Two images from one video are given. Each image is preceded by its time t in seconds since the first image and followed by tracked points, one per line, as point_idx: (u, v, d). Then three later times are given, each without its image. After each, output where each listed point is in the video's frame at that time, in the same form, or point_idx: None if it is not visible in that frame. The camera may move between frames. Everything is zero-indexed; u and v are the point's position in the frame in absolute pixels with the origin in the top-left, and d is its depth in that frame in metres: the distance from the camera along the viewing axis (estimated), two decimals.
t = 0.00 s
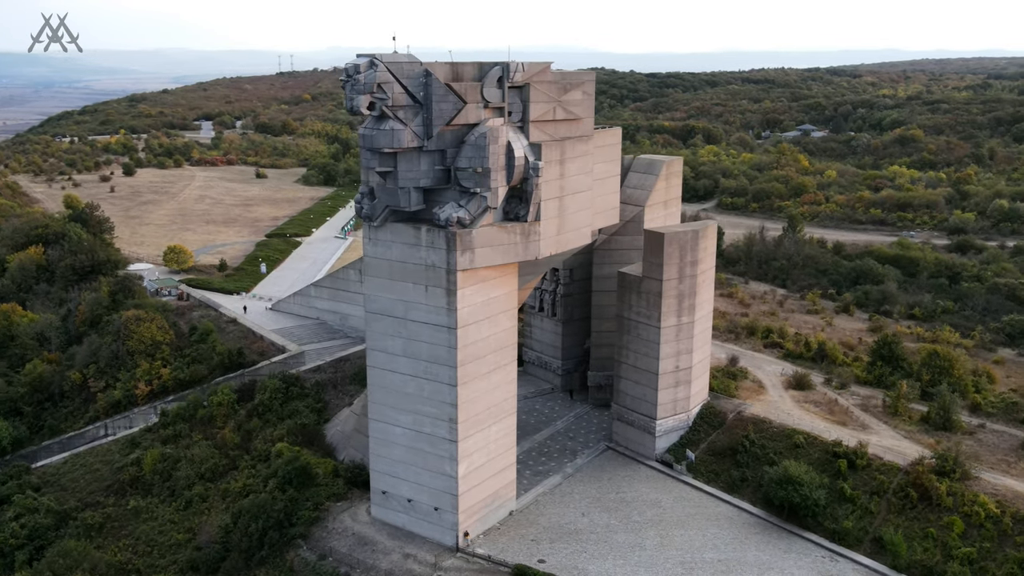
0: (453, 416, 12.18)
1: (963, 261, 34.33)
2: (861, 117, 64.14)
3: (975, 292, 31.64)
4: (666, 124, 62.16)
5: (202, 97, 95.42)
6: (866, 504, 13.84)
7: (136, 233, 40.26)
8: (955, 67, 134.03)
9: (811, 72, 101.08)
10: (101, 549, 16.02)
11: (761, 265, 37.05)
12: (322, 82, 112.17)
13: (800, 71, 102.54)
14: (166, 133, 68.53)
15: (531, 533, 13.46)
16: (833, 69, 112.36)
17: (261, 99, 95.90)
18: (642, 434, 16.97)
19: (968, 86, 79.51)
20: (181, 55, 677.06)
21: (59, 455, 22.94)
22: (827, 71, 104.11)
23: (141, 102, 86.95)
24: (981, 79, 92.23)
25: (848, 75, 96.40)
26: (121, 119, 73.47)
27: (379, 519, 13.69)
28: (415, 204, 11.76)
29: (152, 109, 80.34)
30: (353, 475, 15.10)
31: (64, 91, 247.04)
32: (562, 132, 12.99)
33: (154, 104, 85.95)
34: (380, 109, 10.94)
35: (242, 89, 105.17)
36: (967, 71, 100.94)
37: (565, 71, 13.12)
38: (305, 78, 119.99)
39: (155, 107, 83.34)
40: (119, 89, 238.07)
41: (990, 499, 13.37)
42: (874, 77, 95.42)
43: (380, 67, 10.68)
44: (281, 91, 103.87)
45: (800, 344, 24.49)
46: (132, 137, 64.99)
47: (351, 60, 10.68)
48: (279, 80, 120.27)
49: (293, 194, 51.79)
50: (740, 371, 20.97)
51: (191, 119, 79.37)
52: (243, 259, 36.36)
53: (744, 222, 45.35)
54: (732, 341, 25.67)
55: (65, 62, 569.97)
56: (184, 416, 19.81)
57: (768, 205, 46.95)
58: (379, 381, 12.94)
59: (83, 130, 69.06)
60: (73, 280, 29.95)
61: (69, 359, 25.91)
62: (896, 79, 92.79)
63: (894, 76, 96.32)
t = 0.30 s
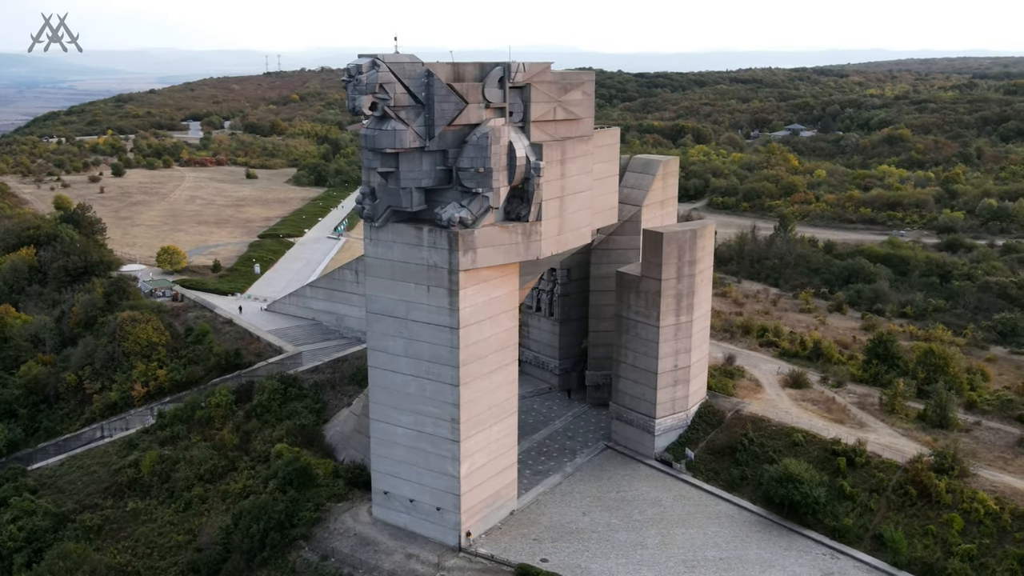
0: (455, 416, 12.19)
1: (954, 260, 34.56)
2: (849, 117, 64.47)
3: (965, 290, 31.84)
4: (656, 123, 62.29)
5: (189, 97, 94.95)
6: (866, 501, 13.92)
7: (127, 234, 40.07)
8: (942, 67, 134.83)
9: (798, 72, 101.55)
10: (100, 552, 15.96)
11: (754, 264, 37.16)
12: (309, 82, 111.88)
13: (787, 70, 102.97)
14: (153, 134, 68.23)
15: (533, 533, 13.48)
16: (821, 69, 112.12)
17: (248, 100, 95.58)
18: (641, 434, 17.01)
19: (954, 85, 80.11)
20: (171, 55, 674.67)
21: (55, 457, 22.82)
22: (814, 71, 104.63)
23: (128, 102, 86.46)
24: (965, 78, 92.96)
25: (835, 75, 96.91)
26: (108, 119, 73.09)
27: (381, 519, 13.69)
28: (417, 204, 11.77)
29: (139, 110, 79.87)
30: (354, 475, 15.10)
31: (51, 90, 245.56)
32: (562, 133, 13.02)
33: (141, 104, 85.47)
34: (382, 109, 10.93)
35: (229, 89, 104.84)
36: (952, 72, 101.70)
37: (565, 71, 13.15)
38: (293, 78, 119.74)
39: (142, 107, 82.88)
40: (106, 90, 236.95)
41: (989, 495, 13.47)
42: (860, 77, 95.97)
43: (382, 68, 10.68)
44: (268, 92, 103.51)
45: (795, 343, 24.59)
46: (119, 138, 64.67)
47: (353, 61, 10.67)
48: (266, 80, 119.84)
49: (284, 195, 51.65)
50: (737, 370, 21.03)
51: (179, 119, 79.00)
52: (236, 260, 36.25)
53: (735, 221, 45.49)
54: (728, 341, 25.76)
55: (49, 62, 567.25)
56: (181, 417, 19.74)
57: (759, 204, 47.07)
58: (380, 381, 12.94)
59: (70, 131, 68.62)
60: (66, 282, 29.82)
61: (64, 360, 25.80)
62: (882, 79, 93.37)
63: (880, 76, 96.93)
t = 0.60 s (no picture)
0: (460, 415, 12.20)
1: (949, 259, 34.67)
2: (842, 116, 64.66)
3: (961, 289, 31.95)
4: (650, 123, 62.34)
5: (181, 98, 94.67)
6: (869, 499, 13.96)
7: (123, 235, 39.98)
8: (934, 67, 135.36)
9: (790, 72, 101.84)
10: (103, 553, 15.92)
11: (750, 263, 37.20)
12: (302, 82, 111.78)
13: (779, 70, 103.24)
14: (146, 134, 68.05)
15: (537, 532, 13.50)
16: (813, 69, 111.81)
17: (241, 99, 95.43)
18: (643, 433, 17.04)
19: (945, 85, 80.44)
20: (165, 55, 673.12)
21: (55, 458, 22.76)
22: (805, 71, 104.96)
23: (120, 102, 86.27)
24: (956, 78, 93.40)
25: (826, 76, 97.23)
26: (101, 120, 72.89)
27: (385, 519, 13.69)
28: (422, 204, 11.77)
29: (131, 110, 79.59)
30: (357, 476, 15.11)
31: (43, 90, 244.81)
32: (566, 132, 13.08)
33: (133, 104, 85.22)
34: (388, 109, 10.94)
35: (221, 89, 104.64)
36: (942, 72, 102.05)
37: (569, 71, 13.21)
38: (285, 78, 119.67)
39: (134, 107, 82.68)
40: (98, 89, 236.36)
41: (992, 493, 13.53)
42: (852, 77, 96.29)
43: (388, 68, 10.69)
44: (261, 92, 103.30)
45: (795, 342, 24.64)
46: (112, 138, 64.49)
47: (358, 61, 10.67)
48: (258, 80, 119.57)
49: (279, 195, 51.58)
50: (738, 369, 21.08)
51: (171, 120, 78.82)
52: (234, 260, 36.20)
53: (730, 221, 45.56)
54: (727, 340, 25.81)
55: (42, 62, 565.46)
56: (182, 418, 19.71)
57: (753, 203, 47.08)
58: (385, 381, 12.95)
59: (62, 131, 68.40)
60: (63, 283, 29.76)
61: (63, 361, 25.75)
62: (874, 79, 93.70)
63: (871, 76, 97.27)
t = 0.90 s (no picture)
0: (466, 415, 12.21)
1: (944, 258, 34.78)
2: (834, 116, 64.87)
3: (957, 288, 32.06)
4: (643, 123, 62.37)
5: (173, 98, 94.41)
6: (872, 497, 14.02)
7: (118, 235, 39.88)
8: (924, 67, 135.95)
9: (781, 72, 102.13)
10: (105, 554, 15.87)
11: (746, 263, 37.26)
12: (293, 82, 111.66)
13: (770, 71, 103.52)
14: (138, 134, 67.88)
15: (542, 531, 13.53)
16: (804, 69, 111.81)
17: (232, 100, 95.27)
18: (645, 432, 17.07)
19: (935, 85, 80.75)
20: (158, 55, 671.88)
21: (55, 459, 22.67)
22: (796, 71, 105.31)
23: (111, 103, 86.04)
24: (946, 78, 93.84)
25: (817, 76, 97.55)
26: (92, 120, 72.67)
27: (390, 519, 13.70)
28: (427, 204, 11.78)
29: (123, 110, 79.32)
30: (361, 476, 15.11)
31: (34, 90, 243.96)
32: (570, 132, 13.15)
33: (125, 105, 84.97)
34: (393, 110, 10.93)
35: (212, 89, 104.44)
36: (931, 72, 102.51)
37: (573, 71, 13.25)
38: (276, 79, 119.48)
39: (126, 108, 82.47)
40: (89, 89, 235.72)
41: (994, 491, 13.59)
42: (842, 76, 96.63)
43: (394, 68, 10.68)
44: (253, 92, 103.11)
45: (794, 341, 24.70)
46: (104, 139, 64.31)
47: (364, 61, 10.64)
48: (249, 80, 119.40)
49: (274, 196, 51.50)
50: (738, 368, 21.12)
51: (163, 120, 78.63)
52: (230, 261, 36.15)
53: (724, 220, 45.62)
54: (726, 339, 25.86)
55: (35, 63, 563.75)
56: (184, 419, 19.69)
57: (748, 203, 47.12)
58: (389, 381, 12.95)
59: (54, 132, 68.19)
60: (60, 284, 29.67)
61: (62, 363, 25.68)
62: (864, 79, 94.06)
63: (862, 76, 97.62)
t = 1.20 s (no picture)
0: (470, 414, 12.23)
1: (936, 257, 34.96)
2: (824, 115, 65.13)
3: (949, 287, 32.24)
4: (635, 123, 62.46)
5: (162, 99, 94.00)
6: (872, 495, 14.09)
7: (111, 236, 39.70)
8: (902, 68, 136.34)
9: (770, 72, 102.49)
10: (106, 556, 15.79)
11: (740, 262, 37.36)
12: (283, 82, 111.43)
13: (759, 71, 103.81)
14: (128, 134, 67.57)
15: (545, 531, 13.55)
16: (794, 69, 111.98)
17: (222, 100, 94.97)
18: (646, 431, 17.11)
19: (924, 84, 81.25)
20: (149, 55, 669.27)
21: (53, 461, 22.56)
22: (784, 71, 105.70)
23: (100, 103, 85.59)
24: (933, 78, 94.38)
25: (806, 76, 97.90)
26: (81, 121, 72.32)
27: (392, 519, 13.70)
28: (431, 204, 11.80)
29: (112, 111, 78.90)
30: (363, 476, 15.11)
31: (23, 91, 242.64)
32: (571, 132, 13.18)
33: (113, 105, 84.54)
34: (398, 110, 10.94)
35: (201, 90, 104.04)
36: (918, 72, 103.17)
37: (575, 71, 13.29)
38: (266, 79, 119.21)
39: (115, 108, 82.07)
40: (78, 89, 234.57)
41: (994, 487, 13.68)
42: (829, 77, 96.95)
43: (399, 68, 10.70)
44: (242, 92, 102.79)
45: (791, 339, 24.78)
46: (94, 139, 64.03)
47: (369, 61, 10.66)
48: (239, 80, 119.14)
49: (267, 196, 51.39)
50: (737, 367, 21.18)
51: (153, 120, 78.32)
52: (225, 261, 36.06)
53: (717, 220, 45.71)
54: (723, 338, 25.93)
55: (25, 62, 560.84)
56: (183, 420, 19.64)
57: (740, 202, 47.18)
58: (393, 381, 12.95)
59: (43, 132, 67.80)
60: (55, 285, 29.55)
61: (59, 364, 25.57)
62: (853, 79, 94.48)
63: (850, 76, 98.07)
